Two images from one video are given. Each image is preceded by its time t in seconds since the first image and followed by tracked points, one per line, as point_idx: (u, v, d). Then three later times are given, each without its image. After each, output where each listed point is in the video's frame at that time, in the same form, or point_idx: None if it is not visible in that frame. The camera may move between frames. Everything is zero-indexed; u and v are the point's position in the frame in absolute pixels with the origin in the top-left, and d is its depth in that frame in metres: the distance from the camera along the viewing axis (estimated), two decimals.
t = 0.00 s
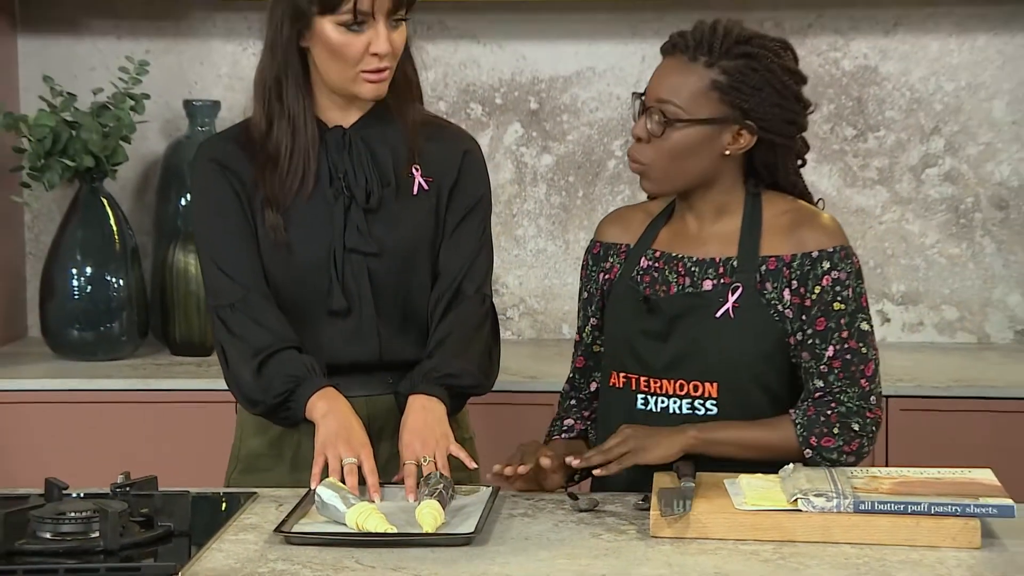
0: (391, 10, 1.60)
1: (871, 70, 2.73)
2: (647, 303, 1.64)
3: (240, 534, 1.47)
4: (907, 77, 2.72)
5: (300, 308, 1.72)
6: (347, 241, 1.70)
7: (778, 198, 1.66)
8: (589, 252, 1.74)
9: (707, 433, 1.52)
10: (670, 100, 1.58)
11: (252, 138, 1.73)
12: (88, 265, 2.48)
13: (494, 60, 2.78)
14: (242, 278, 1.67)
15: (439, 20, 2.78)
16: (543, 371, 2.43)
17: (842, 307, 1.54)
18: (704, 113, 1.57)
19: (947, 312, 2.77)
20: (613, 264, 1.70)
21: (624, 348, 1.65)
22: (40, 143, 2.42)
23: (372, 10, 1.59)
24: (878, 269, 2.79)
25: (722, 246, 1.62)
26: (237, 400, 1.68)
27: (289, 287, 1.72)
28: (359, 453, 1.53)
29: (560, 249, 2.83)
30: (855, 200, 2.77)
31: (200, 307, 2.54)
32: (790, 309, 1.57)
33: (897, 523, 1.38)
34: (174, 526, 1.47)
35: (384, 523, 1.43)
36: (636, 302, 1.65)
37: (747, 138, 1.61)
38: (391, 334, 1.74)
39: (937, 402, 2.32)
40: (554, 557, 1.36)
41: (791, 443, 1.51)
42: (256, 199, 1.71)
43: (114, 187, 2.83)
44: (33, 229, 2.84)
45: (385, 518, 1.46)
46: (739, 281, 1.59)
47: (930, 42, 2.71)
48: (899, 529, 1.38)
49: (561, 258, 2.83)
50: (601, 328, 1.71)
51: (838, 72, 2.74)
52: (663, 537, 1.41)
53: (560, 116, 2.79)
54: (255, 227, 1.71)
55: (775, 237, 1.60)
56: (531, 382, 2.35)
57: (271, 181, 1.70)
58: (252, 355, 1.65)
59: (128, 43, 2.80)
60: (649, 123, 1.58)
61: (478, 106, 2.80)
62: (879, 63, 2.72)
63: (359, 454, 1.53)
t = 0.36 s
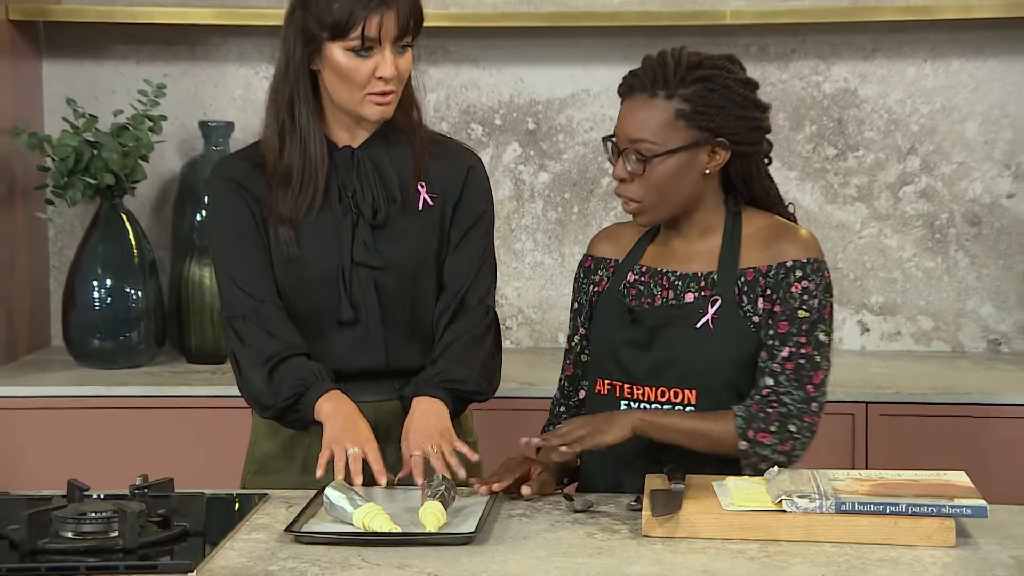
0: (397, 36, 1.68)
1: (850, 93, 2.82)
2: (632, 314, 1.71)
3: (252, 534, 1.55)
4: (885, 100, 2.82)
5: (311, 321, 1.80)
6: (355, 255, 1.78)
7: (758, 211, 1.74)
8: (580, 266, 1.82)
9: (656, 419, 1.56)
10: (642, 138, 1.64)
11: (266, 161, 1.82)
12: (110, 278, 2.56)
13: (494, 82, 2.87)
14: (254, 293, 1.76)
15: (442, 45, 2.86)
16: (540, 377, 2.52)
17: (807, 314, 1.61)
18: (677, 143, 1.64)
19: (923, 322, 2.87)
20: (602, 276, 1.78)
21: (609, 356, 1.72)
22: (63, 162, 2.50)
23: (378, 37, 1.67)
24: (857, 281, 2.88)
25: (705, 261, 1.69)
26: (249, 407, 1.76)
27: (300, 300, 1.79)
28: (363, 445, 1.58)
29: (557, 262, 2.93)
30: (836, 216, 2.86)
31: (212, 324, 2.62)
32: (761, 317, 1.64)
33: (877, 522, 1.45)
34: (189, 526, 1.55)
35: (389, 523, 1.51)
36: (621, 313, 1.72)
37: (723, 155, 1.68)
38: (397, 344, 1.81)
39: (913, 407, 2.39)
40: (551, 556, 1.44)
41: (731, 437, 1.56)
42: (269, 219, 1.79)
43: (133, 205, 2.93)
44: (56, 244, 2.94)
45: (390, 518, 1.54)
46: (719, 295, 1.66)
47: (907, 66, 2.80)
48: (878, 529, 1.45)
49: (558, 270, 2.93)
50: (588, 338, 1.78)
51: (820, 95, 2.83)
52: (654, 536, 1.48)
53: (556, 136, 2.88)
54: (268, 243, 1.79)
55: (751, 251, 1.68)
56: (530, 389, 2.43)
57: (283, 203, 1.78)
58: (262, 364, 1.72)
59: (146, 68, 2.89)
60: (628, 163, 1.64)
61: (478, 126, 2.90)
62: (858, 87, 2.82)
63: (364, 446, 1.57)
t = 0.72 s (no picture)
0: (401, 69, 1.76)
1: (832, 114, 2.96)
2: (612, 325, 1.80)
3: (264, 534, 1.62)
4: (866, 122, 2.96)
5: (323, 330, 1.88)
6: (365, 268, 1.85)
7: (733, 225, 1.81)
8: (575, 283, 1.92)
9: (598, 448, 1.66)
10: (627, 161, 1.72)
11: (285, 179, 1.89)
12: (128, 290, 2.65)
13: (494, 104, 3.00)
14: (268, 306, 1.86)
15: (446, 68, 2.99)
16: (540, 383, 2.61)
17: (758, 315, 1.68)
18: (662, 164, 1.72)
19: (902, 333, 3.00)
20: (590, 290, 1.88)
21: (592, 364, 1.82)
22: (85, 179, 2.59)
23: (383, 68, 1.75)
24: (840, 292, 3.01)
25: (681, 273, 1.78)
26: (260, 410, 1.84)
27: (312, 311, 1.87)
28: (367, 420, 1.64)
29: (555, 274, 3.04)
30: (820, 232, 3.00)
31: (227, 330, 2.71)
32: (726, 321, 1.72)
33: (859, 523, 1.52)
34: (204, 527, 1.62)
35: (395, 524, 1.58)
36: (603, 324, 1.82)
37: (705, 173, 1.77)
38: (406, 354, 1.88)
39: (894, 413, 2.47)
40: (549, 554, 1.51)
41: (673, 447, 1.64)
42: (286, 230, 1.87)
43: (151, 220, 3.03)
44: (79, 258, 3.02)
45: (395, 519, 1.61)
46: (690, 304, 1.74)
47: (887, 88, 2.94)
48: (861, 529, 1.52)
49: (556, 282, 3.05)
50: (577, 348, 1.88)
51: (804, 116, 2.96)
52: (648, 536, 1.55)
53: (554, 154, 3.01)
54: (283, 257, 1.87)
55: (723, 260, 1.76)
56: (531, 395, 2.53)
57: (299, 218, 1.86)
58: (270, 366, 1.82)
59: (164, 91, 3.00)
60: (615, 185, 1.72)
61: (480, 145, 3.02)
62: (841, 108, 2.96)
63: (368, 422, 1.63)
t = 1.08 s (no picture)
0: (413, 88, 1.84)
1: (817, 132, 3.05)
2: (604, 332, 1.88)
3: (277, 531, 1.70)
4: (849, 138, 3.05)
5: (339, 338, 1.96)
6: (380, 278, 1.93)
7: (719, 237, 1.90)
8: (569, 289, 1.99)
9: (589, 451, 1.74)
10: (611, 162, 1.83)
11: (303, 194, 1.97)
12: (148, 298, 2.74)
13: (495, 121, 3.09)
14: (288, 315, 1.94)
15: (449, 87, 3.09)
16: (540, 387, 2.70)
17: (745, 322, 1.76)
18: (638, 171, 1.82)
19: (884, 338, 3.09)
20: (585, 298, 1.95)
21: (586, 369, 1.89)
22: (107, 194, 2.67)
23: (395, 88, 1.83)
24: (825, 300, 3.10)
25: (670, 283, 1.86)
26: (280, 416, 1.92)
27: (329, 320, 1.95)
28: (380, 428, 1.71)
29: (554, 283, 3.14)
30: (805, 242, 3.09)
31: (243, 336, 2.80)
32: (714, 328, 1.80)
33: (843, 520, 1.60)
34: (220, 524, 1.70)
35: (401, 521, 1.66)
36: (596, 330, 1.89)
37: (679, 191, 1.84)
38: (418, 360, 1.96)
39: (879, 416, 2.54)
40: (548, 549, 1.58)
41: (664, 449, 1.72)
42: (305, 241, 1.95)
43: (169, 232, 3.13)
44: (100, 267, 3.13)
45: (401, 516, 1.69)
46: (678, 312, 1.83)
47: (869, 107, 3.03)
48: (844, 525, 1.60)
49: (555, 290, 3.14)
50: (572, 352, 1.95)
51: (791, 133, 3.06)
52: (641, 533, 1.63)
53: (552, 169, 3.11)
54: (302, 269, 1.96)
55: (711, 270, 1.84)
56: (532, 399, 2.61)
57: (317, 230, 1.94)
58: (290, 373, 1.90)
59: (181, 109, 3.10)
60: (597, 181, 1.84)
61: (482, 160, 3.11)
62: (825, 125, 3.05)
63: (380, 429, 1.70)
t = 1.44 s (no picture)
0: (422, 102, 1.92)
1: (803, 143, 3.16)
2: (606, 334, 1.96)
3: (288, 525, 1.78)
4: (834, 149, 3.16)
5: (348, 340, 2.04)
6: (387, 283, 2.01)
7: (721, 248, 1.97)
8: (574, 292, 2.07)
9: (583, 444, 1.82)
10: (611, 179, 1.90)
11: (315, 202, 2.05)
12: (164, 301, 2.82)
13: (496, 133, 3.17)
14: (300, 319, 2.02)
15: (452, 100, 3.17)
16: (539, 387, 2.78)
17: (740, 328, 1.84)
18: (639, 187, 1.89)
19: (867, 340, 3.20)
20: (588, 300, 2.03)
21: (587, 369, 1.96)
22: (125, 202, 2.75)
23: (405, 103, 1.91)
24: (810, 303, 3.21)
25: (670, 289, 1.94)
26: (292, 416, 2.00)
27: (339, 323, 2.03)
28: (387, 427, 1.78)
29: (551, 287, 3.22)
30: (793, 249, 3.20)
31: (255, 337, 2.87)
32: (710, 333, 1.87)
33: (829, 514, 1.67)
34: (233, 518, 1.78)
35: (406, 515, 1.74)
36: (598, 332, 1.97)
37: (679, 204, 1.92)
38: (423, 362, 2.04)
39: (864, 414, 2.62)
40: (547, 541, 1.65)
41: (655, 445, 1.78)
42: (316, 248, 2.03)
43: (184, 238, 3.22)
44: (118, 273, 3.22)
45: (405, 511, 1.77)
46: (678, 317, 1.90)
47: (852, 119, 3.14)
48: (829, 519, 1.67)
49: (553, 295, 3.22)
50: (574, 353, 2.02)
51: (778, 144, 3.16)
52: (635, 526, 1.70)
53: (550, 179, 3.18)
54: (313, 275, 2.04)
55: (710, 279, 1.92)
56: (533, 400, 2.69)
57: (327, 237, 2.02)
58: (302, 375, 1.97)
59: (196, 121, 3.19)
60: (600, 197, 1.92)
61: (484, 170, 3.19)
62: (811, 136, 3.16)
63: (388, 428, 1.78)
